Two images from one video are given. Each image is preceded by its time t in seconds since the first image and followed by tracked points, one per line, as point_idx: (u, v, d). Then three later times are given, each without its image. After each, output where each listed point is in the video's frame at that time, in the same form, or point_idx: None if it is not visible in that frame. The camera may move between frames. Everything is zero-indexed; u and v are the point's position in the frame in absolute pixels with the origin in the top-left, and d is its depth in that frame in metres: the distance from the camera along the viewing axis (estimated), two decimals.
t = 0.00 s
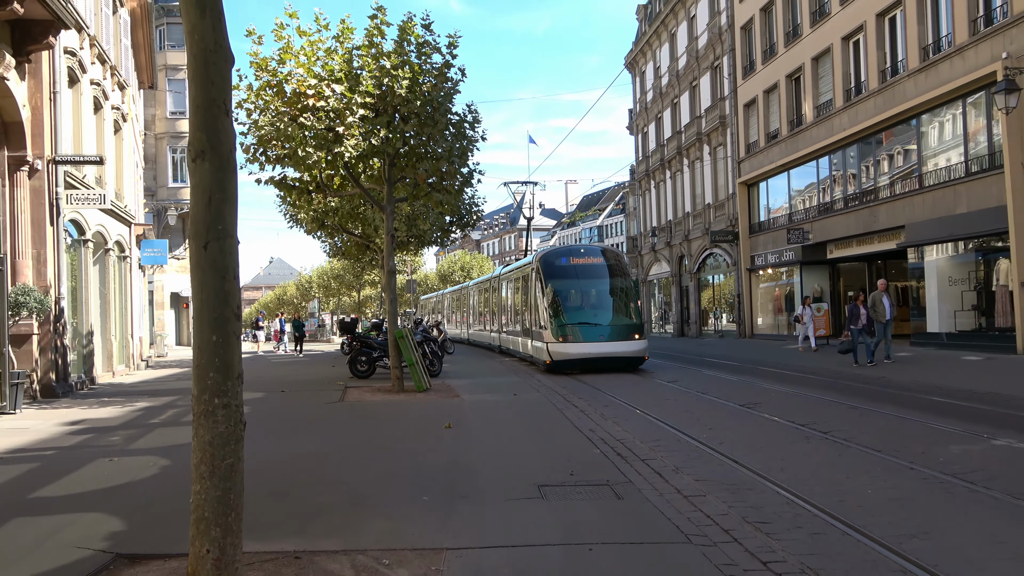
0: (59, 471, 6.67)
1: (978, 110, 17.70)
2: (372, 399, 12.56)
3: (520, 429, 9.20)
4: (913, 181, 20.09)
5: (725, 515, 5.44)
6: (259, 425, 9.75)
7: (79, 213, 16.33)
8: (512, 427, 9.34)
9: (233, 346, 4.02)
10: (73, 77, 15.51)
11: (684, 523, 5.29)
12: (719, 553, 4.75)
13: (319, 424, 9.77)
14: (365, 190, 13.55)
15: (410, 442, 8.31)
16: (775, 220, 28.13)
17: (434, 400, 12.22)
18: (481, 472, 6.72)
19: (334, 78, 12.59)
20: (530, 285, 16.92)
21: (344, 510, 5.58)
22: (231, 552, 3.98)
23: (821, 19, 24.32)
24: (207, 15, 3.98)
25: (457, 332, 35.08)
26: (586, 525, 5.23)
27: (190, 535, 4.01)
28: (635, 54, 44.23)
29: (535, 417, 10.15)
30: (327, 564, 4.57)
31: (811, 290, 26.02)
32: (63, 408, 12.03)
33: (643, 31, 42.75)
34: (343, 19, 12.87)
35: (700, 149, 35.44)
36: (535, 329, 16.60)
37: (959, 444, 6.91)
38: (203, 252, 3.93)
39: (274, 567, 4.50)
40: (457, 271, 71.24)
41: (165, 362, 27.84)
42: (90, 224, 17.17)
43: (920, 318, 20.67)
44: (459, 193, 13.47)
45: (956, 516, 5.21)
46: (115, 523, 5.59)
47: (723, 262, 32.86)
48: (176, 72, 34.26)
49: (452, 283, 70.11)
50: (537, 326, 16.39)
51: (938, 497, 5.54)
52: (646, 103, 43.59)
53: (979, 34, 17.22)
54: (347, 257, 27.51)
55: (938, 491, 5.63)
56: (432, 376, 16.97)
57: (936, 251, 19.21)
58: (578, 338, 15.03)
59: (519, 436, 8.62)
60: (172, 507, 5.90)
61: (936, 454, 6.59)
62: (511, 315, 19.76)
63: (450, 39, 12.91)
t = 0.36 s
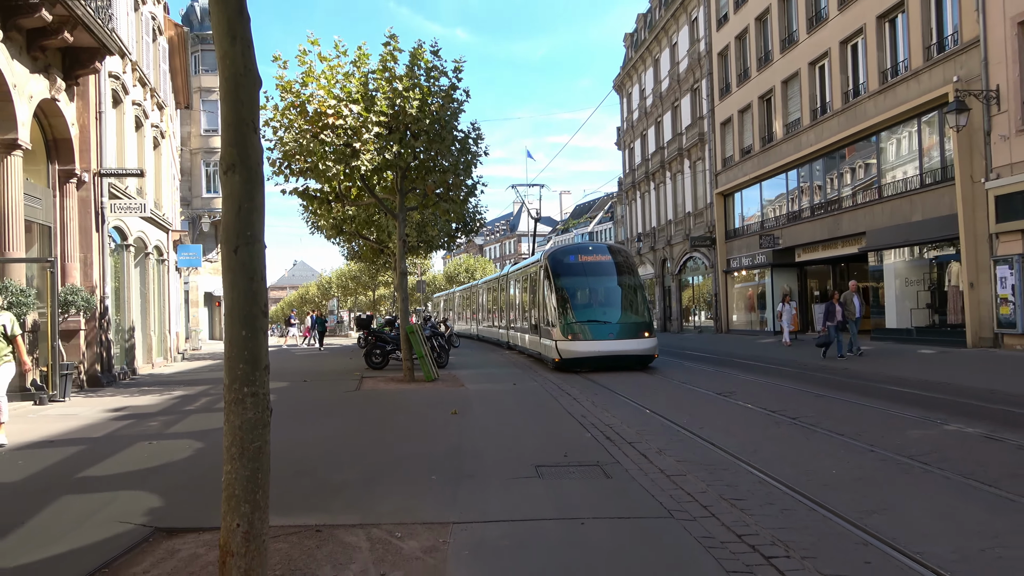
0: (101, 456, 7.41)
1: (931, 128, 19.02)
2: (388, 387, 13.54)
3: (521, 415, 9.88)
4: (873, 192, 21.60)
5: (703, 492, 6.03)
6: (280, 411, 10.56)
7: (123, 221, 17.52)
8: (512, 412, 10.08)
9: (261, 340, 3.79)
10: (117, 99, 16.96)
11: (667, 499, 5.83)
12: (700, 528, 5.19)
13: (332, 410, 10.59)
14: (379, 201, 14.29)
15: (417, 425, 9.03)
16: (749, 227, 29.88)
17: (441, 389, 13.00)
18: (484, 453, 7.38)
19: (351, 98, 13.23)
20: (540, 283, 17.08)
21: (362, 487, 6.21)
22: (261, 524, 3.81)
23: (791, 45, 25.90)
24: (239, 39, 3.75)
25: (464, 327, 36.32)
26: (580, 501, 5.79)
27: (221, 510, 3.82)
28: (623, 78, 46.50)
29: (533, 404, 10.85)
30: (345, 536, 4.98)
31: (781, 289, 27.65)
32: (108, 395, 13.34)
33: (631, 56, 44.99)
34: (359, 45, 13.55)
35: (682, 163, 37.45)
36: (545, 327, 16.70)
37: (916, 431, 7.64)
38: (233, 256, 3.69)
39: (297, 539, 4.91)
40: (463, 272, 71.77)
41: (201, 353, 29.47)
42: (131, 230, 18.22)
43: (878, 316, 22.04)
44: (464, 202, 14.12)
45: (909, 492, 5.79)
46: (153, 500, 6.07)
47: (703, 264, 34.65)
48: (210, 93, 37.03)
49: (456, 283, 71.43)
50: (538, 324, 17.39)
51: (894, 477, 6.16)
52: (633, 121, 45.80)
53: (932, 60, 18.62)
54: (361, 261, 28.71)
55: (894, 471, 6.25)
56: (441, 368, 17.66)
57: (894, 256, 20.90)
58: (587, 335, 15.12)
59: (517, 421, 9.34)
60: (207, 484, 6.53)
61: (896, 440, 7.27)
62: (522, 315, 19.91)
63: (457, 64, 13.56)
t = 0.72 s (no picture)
0: (113, 452, 7.60)
1: (915, 134, 19.29)
2: (391, 381, 13.92)
3: (521, 409, 10.10)
4: (859, 196, 21.87)
5: (696, 484, 6.23)
6: (288, 406, 10.81)
7: (137, 222, 17.76)
8: (511, 406, 10.42)
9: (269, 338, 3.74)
10: (132, 105, 17.20)
11: (661, 492, 5.97)
12: (693, 519, 5.26)
13: (335, 404, 10.86)
14: (384, 204, 14.62)
15: (418, 420, 9.27)
16: (739, 229, 30.14)
17: (444, 385, 13.22)
18: (484, 446, 7.67)
19: (357, 105, 13.50)
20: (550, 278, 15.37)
21: (366, 480, 6.41)
22: (270, 516, 3.76)
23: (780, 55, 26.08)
24: (249, 49, 3.70)
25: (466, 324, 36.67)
26: (578, 492, 5.95)
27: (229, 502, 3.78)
28: (617, 85, 46.84)
29: (533, 400, 11.05)
30: (351, 526, 5.09)
31: (771, 289, 27.72)
32: (123, 391, 13.60)
33: (625, 66, 45.54)
34: (365, 54, 13.82)
35: (675, 168, 37.84)
36: (555, 326, 14.98)
37: (898, 424, 7.95)
38: (242, 258, 3.63)
39: (304, 529, 5.00)
40: (465, 272, 72.25)
41: (213, 349, 30.03)
42: (146, 233, 18.52)
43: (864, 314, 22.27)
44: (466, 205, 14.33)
45: (894, 482, 6.00)
46: (166, 493, 6.08)
47: (695, 266, 35.16)
48: (222, 101, 37.32)
49: (457, 284, 71.79)
50: (535, 318, 17.66)
51: (881, 469, 6.37)
52: (628, 127, 46.23)
53: (915, 68, 18.88)
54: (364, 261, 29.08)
55: (880, 464, 6.49)
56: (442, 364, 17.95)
57: (878, 257, 21.20)
58: (603, 337, 13.32)
59: (516, 415, 9.59)
60: (217, 476, 6.72)
61: (881, 434, 7.54)
62: (531, 314, 18.14)
63: (459, 72, 13.81)
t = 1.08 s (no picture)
0: (112, 451, 7.60)
1: (915, 134, 19.29)
2: (390, 381, 13.87)
3: (521, 409, 10.09)
4: (859, 195, 21.87)
5: (695, 483, 6.23)
6: (288, 404, 10.81)
7: (137, 221, 17.81)
8: (511, 405, 10.45)
9: (269, 338, 3.73)
10: (131, 104, 17.20)
11: (661, 491, 5.97)
12: (692, 518, 5.25)
13: (335, 404, 10.86)
14: (384, 203, 14.61)
15: (418, 420, 9.28)
16: (739, 229, 30.15)
17: (444, 384, 13.19)
18: (484, 444, 7.68)
19: (357, 104, 13.50)
20: (566, 275, 13.83)
21: (365, 480, 6.40)
22: (269, 515, 3.76)
23: (780, 54, 26.15)
24: (249, 47, 3.69)
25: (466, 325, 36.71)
26: (577, 492, 5.95)
27: (229, 502, 3.77)
28: (618, 84, 46.84)
29: (533, 399, 11.05)
30: (350, 525, 5.10)
31: (770, 289, 27.75)
32: (121, 391, 13.53)
33: (625, 66, 45.47)
34: (365, 54, 13.81)
35: (674, 168, 37.86)
36: (571, 328, 13.40)
37: (898, 424, 7.96)
38: (242, 256, 3.63)
39: (303, 529, 4.99)
40: (465, 272, 72.20)
41: (211, 350, 30.02)
42: (145, 232, 18.53)
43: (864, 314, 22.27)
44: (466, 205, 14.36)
45: (893, 481, 6.01)
46: (166, 493, 6.08)
47: (695, 266, 35.24)
48: (221, 100, 37.38)
49: (456, 284, 71.75)
50: (536, 319, 17.60)
51: (880, 468, 6.39)
52: (628, 126, 46.24)
53: (915, 68, 18.89)
54: (364, 260, 29.10)
55: (879, 463, 6.50)
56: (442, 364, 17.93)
57: (879, 256, 21.21)
58: (626, 342, 11.84)
59: (517, 415, 9.59)
60: (216, 475, 6.73)
61: (881, 433, 7.55)
62: (543, 317, 16.33)
63: (459, 72, 13.81)
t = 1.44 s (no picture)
0: (112, 451, 7.60)
1: (914, 133, 19.28)
2: (389, 381, 13.87)
3: (522, 408, 10.08)
4: (858, 195, 21.86)
5: (695, 483, 6.23)
6: (289, 404, 10.80)
7: (137, 221, 17.84)
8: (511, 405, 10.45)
9: (269, 338, 3.74)
10: (131, 105, 17.21)
11: (661, 491, 5.97)
12: (692, 518, 5.25)
13: (335, 404, 10.85)
14: (383, 203, 14.60)
15: (418, 420, 9.27)
16: (739, 228, 30.15)
17: (444, 384, 13.18)
18: (484, 444, 7.68)
19: (356, 104, 13.48)
20: (584, 269, 11.91)
21: (364, 480, 6.40)
22: (270, 515, 3.77)
23: (779, 54, 26.15)
24: (249, 48, 3.70)
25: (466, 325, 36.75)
26: (577, 491, 5.94)
27: (229, 502, 3.77)
28: (618, 84, 46.84)
29: (533, 399, 11.02)
30: (350, 525, 5.10)
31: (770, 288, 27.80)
32: (121, 391, 13.53)
33: (624, 66, 45.42)
34: (365, 53, 13.80)
35: (674, 167, 37.87)
36: (590, 329, 11.54)
37: (898, 423, 7.95)
38: (242, 256, 3.63)
39: (304, 529, 4.99)
40: (465, 272, 72.18)
41: (211, 351, 30.04)
42: (144, 232, 18.51)
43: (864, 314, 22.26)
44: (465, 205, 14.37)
45: (892, 480, 6.02)
46: (166, 492, 6.08)
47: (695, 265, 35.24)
48: (221, 100, 37.41)
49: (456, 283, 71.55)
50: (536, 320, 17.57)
51: (880, 468, 6.38)
52: (628, 126, 46.25)
53: (915, 67, 18.88)
54: (365, 260, 29.11)
55: (879, 463, 6.50)
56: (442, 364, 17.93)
57: (878, 256, 21.21)
58: (657, 350, 9.95)
59: (517, 415, 9.58)
60: (216, 475, 6.73)
61: (881, 433, 7.54)
62: (558, 317, 14.25)
63: (458, 71, 13.81)
